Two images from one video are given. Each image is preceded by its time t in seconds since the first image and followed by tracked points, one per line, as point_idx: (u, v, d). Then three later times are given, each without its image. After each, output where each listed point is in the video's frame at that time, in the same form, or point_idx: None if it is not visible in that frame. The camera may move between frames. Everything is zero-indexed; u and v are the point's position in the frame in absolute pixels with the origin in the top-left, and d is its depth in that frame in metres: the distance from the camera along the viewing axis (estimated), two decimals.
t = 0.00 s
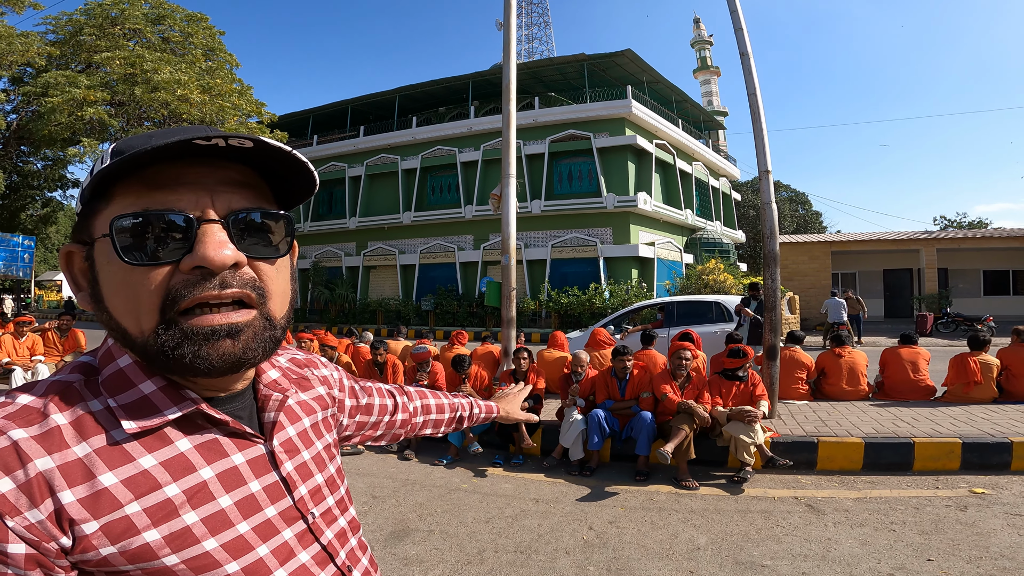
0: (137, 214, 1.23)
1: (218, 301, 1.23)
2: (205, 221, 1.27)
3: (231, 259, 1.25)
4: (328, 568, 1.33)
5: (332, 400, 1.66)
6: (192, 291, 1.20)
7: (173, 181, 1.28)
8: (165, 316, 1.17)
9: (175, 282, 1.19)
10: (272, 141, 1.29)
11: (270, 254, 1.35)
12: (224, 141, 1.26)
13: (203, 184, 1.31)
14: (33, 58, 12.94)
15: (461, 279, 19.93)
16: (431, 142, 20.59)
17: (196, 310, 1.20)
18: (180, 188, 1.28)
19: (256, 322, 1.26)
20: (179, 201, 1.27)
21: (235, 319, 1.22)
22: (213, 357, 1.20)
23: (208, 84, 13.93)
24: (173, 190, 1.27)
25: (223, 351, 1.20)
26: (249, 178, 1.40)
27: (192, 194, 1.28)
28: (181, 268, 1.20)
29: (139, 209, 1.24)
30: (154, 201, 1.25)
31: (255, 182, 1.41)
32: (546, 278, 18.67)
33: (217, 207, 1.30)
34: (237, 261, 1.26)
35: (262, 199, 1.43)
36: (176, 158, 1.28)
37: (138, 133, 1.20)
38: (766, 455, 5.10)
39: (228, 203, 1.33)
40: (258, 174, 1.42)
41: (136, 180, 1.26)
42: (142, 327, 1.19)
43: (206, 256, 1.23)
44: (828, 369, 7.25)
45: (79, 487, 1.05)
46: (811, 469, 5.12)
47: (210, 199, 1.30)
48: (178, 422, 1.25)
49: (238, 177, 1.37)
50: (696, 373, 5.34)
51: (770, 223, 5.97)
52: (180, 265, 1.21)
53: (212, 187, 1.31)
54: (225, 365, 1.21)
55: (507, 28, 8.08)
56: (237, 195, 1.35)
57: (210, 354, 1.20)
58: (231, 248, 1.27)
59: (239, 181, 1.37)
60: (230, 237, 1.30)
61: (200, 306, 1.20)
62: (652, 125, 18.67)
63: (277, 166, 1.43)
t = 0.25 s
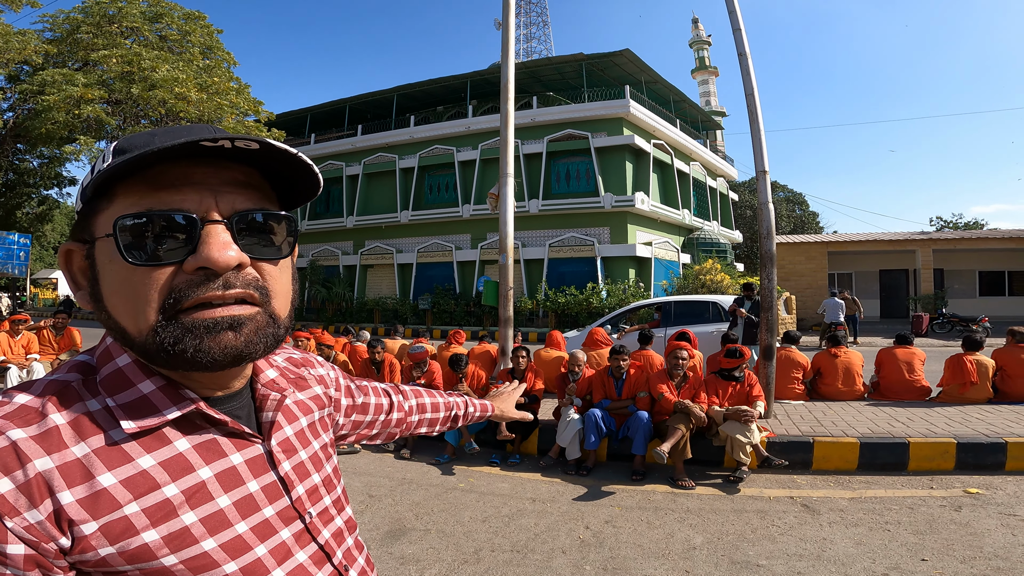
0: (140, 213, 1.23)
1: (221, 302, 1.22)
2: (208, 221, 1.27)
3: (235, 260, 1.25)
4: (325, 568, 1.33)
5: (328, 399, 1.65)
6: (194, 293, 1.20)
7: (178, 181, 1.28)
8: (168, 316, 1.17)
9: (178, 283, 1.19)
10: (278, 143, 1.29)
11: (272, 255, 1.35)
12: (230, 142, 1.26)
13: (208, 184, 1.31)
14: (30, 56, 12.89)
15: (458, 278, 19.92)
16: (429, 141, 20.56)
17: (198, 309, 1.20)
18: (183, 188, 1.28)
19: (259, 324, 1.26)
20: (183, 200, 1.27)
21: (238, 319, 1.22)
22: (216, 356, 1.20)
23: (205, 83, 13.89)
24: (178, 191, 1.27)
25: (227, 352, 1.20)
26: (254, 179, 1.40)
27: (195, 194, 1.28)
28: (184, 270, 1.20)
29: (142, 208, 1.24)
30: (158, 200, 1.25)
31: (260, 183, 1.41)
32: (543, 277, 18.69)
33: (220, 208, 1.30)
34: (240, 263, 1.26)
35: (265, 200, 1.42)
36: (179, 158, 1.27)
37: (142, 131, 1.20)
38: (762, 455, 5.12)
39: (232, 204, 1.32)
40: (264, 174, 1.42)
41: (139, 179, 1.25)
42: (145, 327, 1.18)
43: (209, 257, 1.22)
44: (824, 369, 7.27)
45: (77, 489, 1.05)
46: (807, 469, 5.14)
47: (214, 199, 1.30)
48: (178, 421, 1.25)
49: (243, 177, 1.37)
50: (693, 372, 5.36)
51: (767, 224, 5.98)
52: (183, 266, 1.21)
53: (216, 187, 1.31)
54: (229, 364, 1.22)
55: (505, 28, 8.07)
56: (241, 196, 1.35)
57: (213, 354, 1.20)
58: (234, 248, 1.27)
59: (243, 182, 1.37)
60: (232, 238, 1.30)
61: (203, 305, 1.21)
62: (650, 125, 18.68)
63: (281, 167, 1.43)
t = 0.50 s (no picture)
0: (133, 208, 1.22)
1: (216, 299, 1.22)
2: (202, 218, 1.26)
3: (230, 257, 1.24)
4: (319, 566, 1.33)
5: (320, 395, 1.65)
6: (188, 290, 1.19)
7: (173, 176, 1.26)
8: (161, 315, 1.16)
9: (171, 281, 1.18)
10: (275, 138, 1.29)
11: (267, 252, 1.35)
12: (228, 137, 1.25)
13: (204, 179, 1.29)
14: (20, 52, 12.73)
15: (453, 275, 19.90)
16: (423, 137, 20.49)
17: (193, 306, 1.19)
18: (178, 184, 1.27)
19: (255, 322, 1.26)
20: (177, 196, 1.26)
21: (232, 315, 1.21)
22: (210, 352, 1.19)
23: (198, 79, 13.78)
24: (173, 186, 1.26)
25: (221, 350, 1.20)
26: (250, 174, 1.39)
27: (191, 190, 1.27)
28: (179, 266, 1.19)
29: (136, 204, 1.22)
30: (151, 196, 1.24)
31: (256, 178, 1.40)
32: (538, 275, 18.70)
33: (215, 204, 1.29)
34: (235, 260, 1.25)
35: (261, 196, 1.41)
36: (174, 153, 1.26)
37: (137, 125, 1.19)
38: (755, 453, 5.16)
39: (227, 199, 1.31)
40: (260, 170, 1.41)
41: (133, 174, 1.24)
42: (139, 325, 1.17)
43: (203, 254, 1.21)
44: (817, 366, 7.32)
45: (70, 488, 1.04)
46: (799, 466, 5.19)
47: (208, 195, 1.28)
48: (171, 419, 1.24)
49: (238, 173, 1.36)
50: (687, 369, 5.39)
51: (761, 222, 6.01)
52: (178, 263, 1.20)
53: (212, 182, 1.30)
54: (223, 361, 1.21)
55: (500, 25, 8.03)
56: (237, 192, 1.33)
57: (208, 351, 1.19)
58: (229, 246, 1.26)
59: (238, 178, 1.35)
60: (228, 235, 1.29)
61: (198, 302, 1.20)
62: (645, 123, 18.68)
63: (277, 162, 1.42)
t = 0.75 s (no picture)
0: (130, 208, 1.20)
1: (213, 300, 1.21)
2: (201, 218, 1.24)
3: (229, 258, 1.23)
4: (314, 564, 1.33)
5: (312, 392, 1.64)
6: (186, 290, 1.18)
7: (171, 175, 1.25)
8: (158, 315, 1.15)
9: (169, 281, 1.17)
10: (278, 140, 1.28)
11: (265, 252, 1.34)
12: (229, 138, 1.25)
13: (203, 179, 1.28)
14: (6, 49, 12.54)
15: (445, 274, 19.85)
16: (415, 136, 20.41)
17: (189, 309, 1.18)
18: (176, 183, 1.25)
19: (251, 323, 1.25)
20: (176, 195, 1.24)
21: (228, 319, 1.21)
22: (206, 355, 1.19)
23: (188, 77, 13.63)
24: (171, 185, 1.25)
25: (218, 352, 1.19)
26: (249, 174, 1.38)
27: (189, 190, 1.26)
28: (176, 267, 1.18)
29: (134, 203, 1.21)
30: (149, 195, 1.22)
31: (254, 179, 1.39)
32: (530, 273, 18.70)
33: (213, 204, 1.28)
34: (233, 261, 1.25)
35: (260, 196, 1.41)
36: (173, 152, 1.25)
37: (136, 123, 1.18)
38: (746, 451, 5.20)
39: (226, 200, 1.30)
40: (259, 170, 1.40)
41: (130, 172, 1.22)
42: (135, 325, 1.16)
43: (202, 254, 1.20)
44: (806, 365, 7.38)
45: (64, 487, 1.03)
46: (789, 465, 5.23)
47: (207, 195, 1.27)
48: (165, 419, 1.23)
49: (238, 173, 1.35)
50: (679, 368, 5.41)
51: (752, 222, 6.05)
52: (176, 263, 1.18)
53: (211, 183, 1.29)
54: (219, 369, 1.20)
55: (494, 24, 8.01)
56: (235, 192, 1.33)
57: (204, 353, 1.19)
58: (227, 247, 1.26)
59: (238, 178, 1.35)
60: (226, 235, 1.28)
61: (193, 305, 1.19)
62: (637, 122, 18.72)
63: (277, 163, 1.41)
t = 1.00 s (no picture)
0: (120, 212, 1.19)
1: (203, 307, 1.19)
2: (192, 224, 1.23)
3: (220, 266, 1.22)
4: (305, 570, 1.31)
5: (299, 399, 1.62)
6: (176, 297, 1.17)
7: (163, 180, 1.23)
8: (146, 323, 1.14)
9: (157, 288, 1.16)
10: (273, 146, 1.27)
11: (257, 259, 1.33)
12: (223, 142, 1.24)
13: (196, 184, 1.27)
14: None
15: (435, 277, 19.81)
16: (406, 139, 20.36)
17: (177, 316, 1.17)
18: (168, 187, 1.24)
19: (240, 332, 1.24)
20: (168, 201, 1.23)
21: (217, 328, 1.20)
22: (193, 363, 1.18)
23: (176, 79, 13.51)
24: (162, 189, 1.23)
25: (207, 360, 1.18)
26: (242, 180, 1.37)
27: (181, 194, 1.24)
28: (165, 274, 1.17)
29: (124, 207, 1.19)
30: (140, 199, 1.21)
31: (247, 184, 1.38)
32: (521, 277, 18.72)
33: (205, 210, 1.26)
34: (224, 269, 1.24)
35: (253, 202, 1.39)
36: (166, 156, 1.23)
37: (129, 125, 1.16)
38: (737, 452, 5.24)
39: (218, 206, 1.29)
40: (252, 176, 1.39)
41: (120, 176, 1.20)
42: (123, 331, 1.14)
43: (192, 261, 1.19)
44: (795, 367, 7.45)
45: (51, 495, 1.01)
46: (779, 466, 5.27)
47: (199, 200, 1.26)
48: (153, 426, 1.21)
49: (232, 178, 1.34)
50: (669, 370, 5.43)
51: (740, 225, 6.10)
52: (165, 270, 1.17)
53: (203, 188, 1.27)
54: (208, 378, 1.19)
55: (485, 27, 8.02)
56: (228, 198, 1.31)
57: (193, 362, 1.17)
58: (218, 254, 1.24)
59: (232, 184, 1.33)
60: (217, 242, 1.27)
61: (181, 312, 1.18)
62: (626, 125, 18.81)
63: (272, 168, 1.40)
